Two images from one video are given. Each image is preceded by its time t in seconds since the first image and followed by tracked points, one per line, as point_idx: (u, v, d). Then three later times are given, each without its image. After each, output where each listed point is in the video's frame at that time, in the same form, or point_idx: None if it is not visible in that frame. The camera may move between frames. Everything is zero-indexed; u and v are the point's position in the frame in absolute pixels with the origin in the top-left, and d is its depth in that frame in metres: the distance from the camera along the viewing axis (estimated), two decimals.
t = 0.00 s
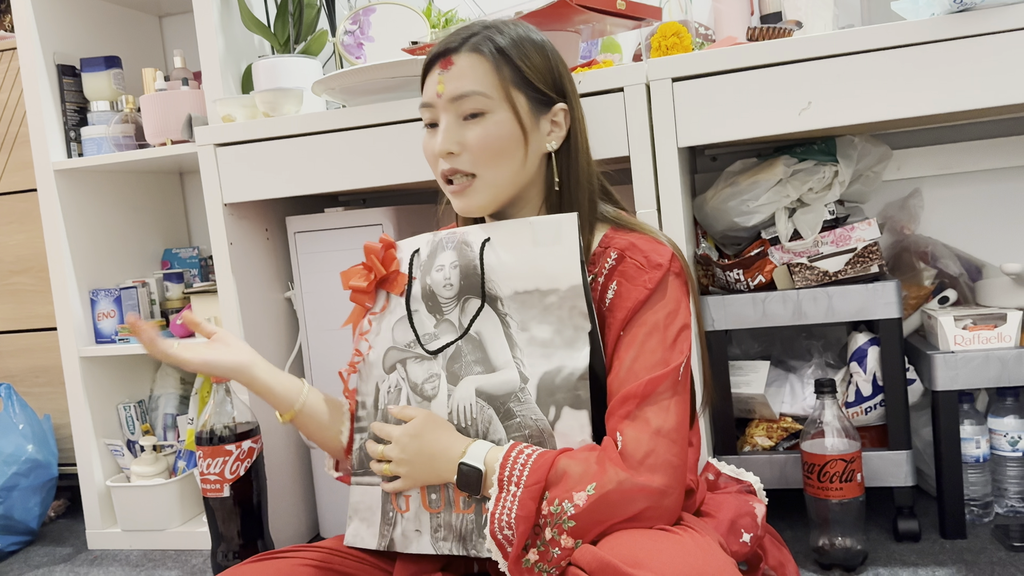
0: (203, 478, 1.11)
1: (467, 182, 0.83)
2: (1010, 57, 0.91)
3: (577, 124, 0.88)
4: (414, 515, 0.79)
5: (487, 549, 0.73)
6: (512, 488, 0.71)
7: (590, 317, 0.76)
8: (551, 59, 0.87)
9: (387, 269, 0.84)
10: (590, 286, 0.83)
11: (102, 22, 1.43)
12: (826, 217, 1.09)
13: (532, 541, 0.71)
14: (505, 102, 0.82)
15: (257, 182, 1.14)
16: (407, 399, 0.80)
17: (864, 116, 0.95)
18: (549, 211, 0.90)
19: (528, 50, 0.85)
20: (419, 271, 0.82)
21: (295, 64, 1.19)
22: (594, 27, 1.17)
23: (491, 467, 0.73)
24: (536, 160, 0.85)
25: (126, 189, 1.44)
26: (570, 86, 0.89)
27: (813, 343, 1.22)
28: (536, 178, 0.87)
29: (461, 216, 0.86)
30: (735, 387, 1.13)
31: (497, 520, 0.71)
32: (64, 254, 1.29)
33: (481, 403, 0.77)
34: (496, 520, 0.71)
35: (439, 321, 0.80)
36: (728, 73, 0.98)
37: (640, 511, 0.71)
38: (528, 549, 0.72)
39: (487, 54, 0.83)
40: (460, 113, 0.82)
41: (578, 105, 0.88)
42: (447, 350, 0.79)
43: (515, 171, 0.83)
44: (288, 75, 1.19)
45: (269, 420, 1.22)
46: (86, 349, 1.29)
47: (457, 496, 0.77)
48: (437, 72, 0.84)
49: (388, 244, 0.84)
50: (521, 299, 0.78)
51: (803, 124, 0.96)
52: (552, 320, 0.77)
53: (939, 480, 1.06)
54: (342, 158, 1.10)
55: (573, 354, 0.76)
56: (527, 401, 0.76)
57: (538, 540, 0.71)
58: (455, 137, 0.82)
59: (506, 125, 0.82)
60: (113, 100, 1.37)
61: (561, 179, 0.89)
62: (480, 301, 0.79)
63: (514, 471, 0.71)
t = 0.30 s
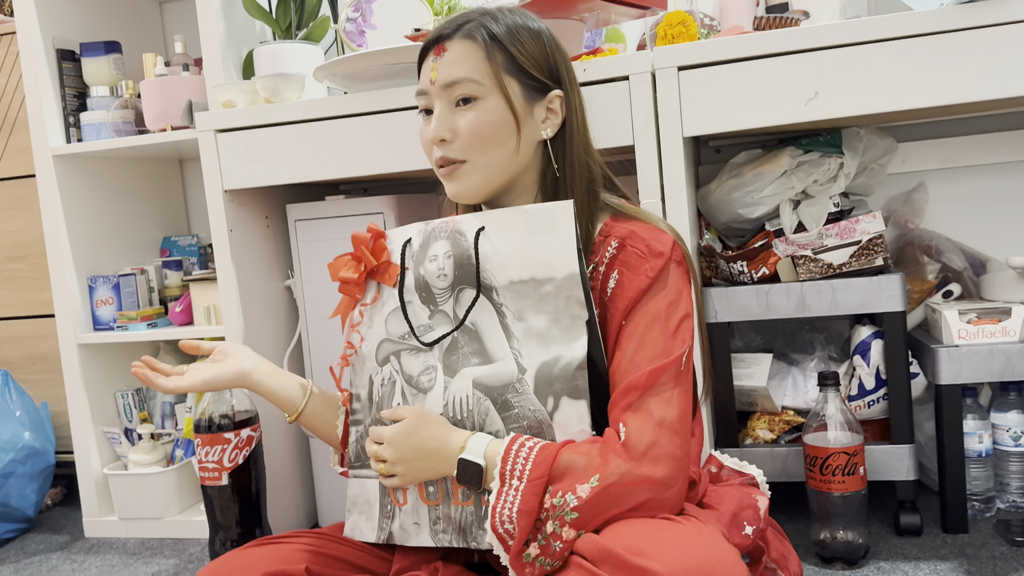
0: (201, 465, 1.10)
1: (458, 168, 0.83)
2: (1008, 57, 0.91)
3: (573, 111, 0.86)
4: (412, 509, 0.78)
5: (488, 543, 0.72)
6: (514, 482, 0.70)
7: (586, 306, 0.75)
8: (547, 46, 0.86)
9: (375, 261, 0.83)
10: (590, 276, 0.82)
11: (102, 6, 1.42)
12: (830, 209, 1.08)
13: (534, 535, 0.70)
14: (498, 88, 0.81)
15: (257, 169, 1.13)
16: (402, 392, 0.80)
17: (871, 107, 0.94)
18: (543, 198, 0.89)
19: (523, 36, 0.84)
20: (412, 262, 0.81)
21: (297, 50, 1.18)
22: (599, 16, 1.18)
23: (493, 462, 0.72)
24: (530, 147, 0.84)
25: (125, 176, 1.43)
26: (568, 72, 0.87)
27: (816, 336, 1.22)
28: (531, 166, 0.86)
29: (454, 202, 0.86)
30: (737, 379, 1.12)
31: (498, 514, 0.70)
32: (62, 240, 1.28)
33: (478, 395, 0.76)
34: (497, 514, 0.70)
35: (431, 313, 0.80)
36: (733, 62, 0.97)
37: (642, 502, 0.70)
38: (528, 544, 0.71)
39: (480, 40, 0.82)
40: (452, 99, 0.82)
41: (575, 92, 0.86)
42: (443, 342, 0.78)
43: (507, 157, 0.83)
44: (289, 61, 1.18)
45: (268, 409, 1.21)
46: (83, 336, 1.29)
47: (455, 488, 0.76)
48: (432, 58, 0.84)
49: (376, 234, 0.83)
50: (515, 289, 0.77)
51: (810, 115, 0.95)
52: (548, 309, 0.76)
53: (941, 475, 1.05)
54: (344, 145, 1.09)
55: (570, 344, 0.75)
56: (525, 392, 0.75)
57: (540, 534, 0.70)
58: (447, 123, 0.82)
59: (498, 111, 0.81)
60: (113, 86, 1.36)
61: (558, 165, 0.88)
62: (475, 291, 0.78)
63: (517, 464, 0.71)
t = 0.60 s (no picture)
0: (203, 458, 1.11)
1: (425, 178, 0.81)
2: (1012, 60, 0.91)
3: (535, 100, 0.81)
4: (406, 511, 0.78)
5: (491, 550, 0.71)
6: (522, 491, 0.70)
7: (574, 305, 0.75)
8: (498, 39, 0.81)
9: (360, 261, 0.83)
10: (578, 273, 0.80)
11: None
12: (835, 210, 1.08)
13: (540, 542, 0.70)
14: (446, 91, 0.78)
15: (261, 163, 1.13)
16: (390, 395, 0.79)
17: (877, 108, 0.94)
18: (520, 195, 0.85)
19: (469, 35, 0.80)
20: (396, 264, 0.81)
21: (302, 45, 1.18)
22: (604, 13, 1.18)
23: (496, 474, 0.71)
24: (494, 145, 0.81)
25: (129, 168, 1.43)
26: (526, 60, 0.82)
27: (819, 337, 1.22)
28: (501, 163, 0.82)
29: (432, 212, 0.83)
30: (739, 379, 1.13)
31: (506, 525, 0.70)
32: (65, 231, 1.28)
33: (467, 399, 0.76)
34: (504, 525, 0.70)
35: (415, 314, 0.79)
36: (740, 62, 0.97)
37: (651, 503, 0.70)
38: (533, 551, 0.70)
39: (423, 46, 0.79)
40: (407, 110, 0.80)
41: (534, 79, 0.81)
42: (429, 344, 0.78)
43: (469, 159, 0.79)
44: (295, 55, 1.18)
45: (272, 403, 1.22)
46: (85, 327, 1.28)
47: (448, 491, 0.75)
48: (386, 75, 0.82)
49: (356, 236, 0.83)
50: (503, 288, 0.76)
51: (816, 116, 0.95)
52: (533, 308, 0.75)
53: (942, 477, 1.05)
54: (349, 140, 1.09)
55: (558, 345, 0.74)
56: (514, 395, 0.74)
57: (545, 542, 0.69)
58: (404, 134, 0.79)
59: (452, 114, 0.78)
60: (118, 78, 1.35)
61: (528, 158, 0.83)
62: (459, 292, 0.77)
63: (523, 473, 0.70)
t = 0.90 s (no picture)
0: (208, 452, 1.11)
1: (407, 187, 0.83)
2: None
3: (483, 91, 0.79)
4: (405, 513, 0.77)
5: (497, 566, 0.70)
6: (528, 508, 0.69)
7: (567, 305, 0.73)
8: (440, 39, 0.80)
9: (350, 261, 0.82)
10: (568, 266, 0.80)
11: None
12: (845, 212, 1.07)
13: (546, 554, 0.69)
14: (395, 106, 0.79)
15: (270, 157, 1.13)
16: (385, 398, 0.78)
17: (891, 109, 0.94)
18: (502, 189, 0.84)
19: (409, 45, 0.80)
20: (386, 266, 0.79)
21: (312, 38, 1.17)
22: (616, 12, 1.18)
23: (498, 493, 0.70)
24: (455, 143, 0.80)
25: (137, 160, 1.43)
26: (470, 51, 0.79)
27: (827, 340, 1.21)
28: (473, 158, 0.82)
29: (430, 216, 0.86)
30: (746, 381, 1.12)
31: (513, 542, 0.69)
32: (72, 222, 1.28)
33: (462, 403, 0.74)
34: (511, 543, 0.69)
35: (403, 316, 0.78)
36: (752, 61, 0.97)
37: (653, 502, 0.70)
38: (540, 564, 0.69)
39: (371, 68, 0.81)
40: (377, 130, 0.82)
41: (478, 70, 0.79)
42: (421, 346, 0.77)
43: (433, 163, 0.80)
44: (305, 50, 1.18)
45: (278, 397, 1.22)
46: (92, 319, 1.28)
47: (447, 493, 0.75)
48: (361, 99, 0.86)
49: (345, 234, 0.82)
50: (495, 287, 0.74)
51: (829, 117, 0.95)
52: (526, 309, 0.73)
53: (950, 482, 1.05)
54: (359, 135, 1.08)
55: (553, 346, 0.73)
56: (510, 398, 0.73)
57: (551, 554, 0.69)
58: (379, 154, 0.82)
59: (407, 126, 0.79)
60: (128, 70, 1.35)
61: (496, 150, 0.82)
62: (450, 293, 0.76)
63: (528, 490, 0.69)
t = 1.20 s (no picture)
0: (220, 451, 1.09)
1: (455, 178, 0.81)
2: None
3: (534, 85, 0.77)
4: (423, 516, 0.76)
5: None
6: (555, 538, 0.66)
7: (596, 310, 0.71)
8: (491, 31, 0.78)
9: (372, 258, 0.81)
10: (604, 259, 0.77)
11: None
12: (868, 217, 1.06)
13: None
14: (446, 97, 0.77)
15: (286, 152, 1.11)
16: (406, 399, 0.77)
17: (918, 112, 0.92)
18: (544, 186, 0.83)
19: (460, 35, 0.78)
20: (411, 265, 0.78)
21: (329, 34, 1.14)
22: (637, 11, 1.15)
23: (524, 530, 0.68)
24: (505, 135, 0.78)
25: (150, 154, 1.42)
26: (522, 44, 0.78)
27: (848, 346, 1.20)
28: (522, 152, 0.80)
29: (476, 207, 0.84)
30: (765, 386, 1.11)
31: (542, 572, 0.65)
32: (84, 217, 1.27)
33: (486, 404, 0.73)
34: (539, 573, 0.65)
35: (428, 316, 0.77)
36: (778, 62, 0.95)
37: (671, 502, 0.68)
38: None
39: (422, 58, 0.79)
40: (425, 120, 0.81)
41: (529, 63, 0.77)
42: (445, 347, 0.76)
43: (483, 155, 0.78)
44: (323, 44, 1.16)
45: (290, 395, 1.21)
46: (102, 314, 1.27)
47: (468, 496, 0.73)
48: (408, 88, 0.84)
49: (369, 230, 0.82)
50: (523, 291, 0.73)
51: (855, 119, 0.93)
52: (553, 312, 0.72)
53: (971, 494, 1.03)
54: (376, 131, 1.07)
55: (580, 351, 0.71)
56: (536, 402, 0.72)
57: None
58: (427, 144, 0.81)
59: (457, 117, 0.78)
60: (142, 63, 1.34)
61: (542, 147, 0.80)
62: (476, 293, 0.74)
63: (555, 520, 0.67)
